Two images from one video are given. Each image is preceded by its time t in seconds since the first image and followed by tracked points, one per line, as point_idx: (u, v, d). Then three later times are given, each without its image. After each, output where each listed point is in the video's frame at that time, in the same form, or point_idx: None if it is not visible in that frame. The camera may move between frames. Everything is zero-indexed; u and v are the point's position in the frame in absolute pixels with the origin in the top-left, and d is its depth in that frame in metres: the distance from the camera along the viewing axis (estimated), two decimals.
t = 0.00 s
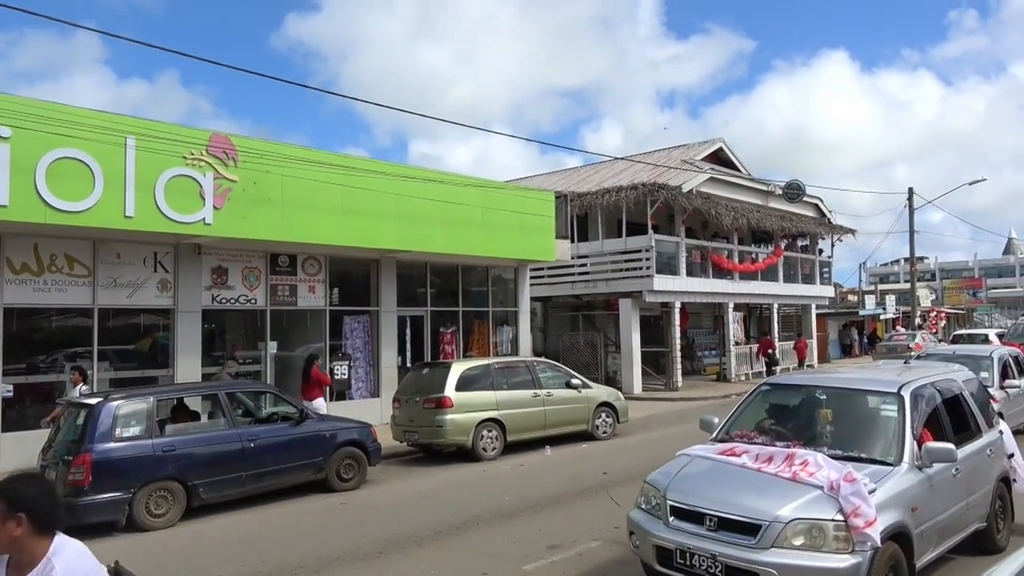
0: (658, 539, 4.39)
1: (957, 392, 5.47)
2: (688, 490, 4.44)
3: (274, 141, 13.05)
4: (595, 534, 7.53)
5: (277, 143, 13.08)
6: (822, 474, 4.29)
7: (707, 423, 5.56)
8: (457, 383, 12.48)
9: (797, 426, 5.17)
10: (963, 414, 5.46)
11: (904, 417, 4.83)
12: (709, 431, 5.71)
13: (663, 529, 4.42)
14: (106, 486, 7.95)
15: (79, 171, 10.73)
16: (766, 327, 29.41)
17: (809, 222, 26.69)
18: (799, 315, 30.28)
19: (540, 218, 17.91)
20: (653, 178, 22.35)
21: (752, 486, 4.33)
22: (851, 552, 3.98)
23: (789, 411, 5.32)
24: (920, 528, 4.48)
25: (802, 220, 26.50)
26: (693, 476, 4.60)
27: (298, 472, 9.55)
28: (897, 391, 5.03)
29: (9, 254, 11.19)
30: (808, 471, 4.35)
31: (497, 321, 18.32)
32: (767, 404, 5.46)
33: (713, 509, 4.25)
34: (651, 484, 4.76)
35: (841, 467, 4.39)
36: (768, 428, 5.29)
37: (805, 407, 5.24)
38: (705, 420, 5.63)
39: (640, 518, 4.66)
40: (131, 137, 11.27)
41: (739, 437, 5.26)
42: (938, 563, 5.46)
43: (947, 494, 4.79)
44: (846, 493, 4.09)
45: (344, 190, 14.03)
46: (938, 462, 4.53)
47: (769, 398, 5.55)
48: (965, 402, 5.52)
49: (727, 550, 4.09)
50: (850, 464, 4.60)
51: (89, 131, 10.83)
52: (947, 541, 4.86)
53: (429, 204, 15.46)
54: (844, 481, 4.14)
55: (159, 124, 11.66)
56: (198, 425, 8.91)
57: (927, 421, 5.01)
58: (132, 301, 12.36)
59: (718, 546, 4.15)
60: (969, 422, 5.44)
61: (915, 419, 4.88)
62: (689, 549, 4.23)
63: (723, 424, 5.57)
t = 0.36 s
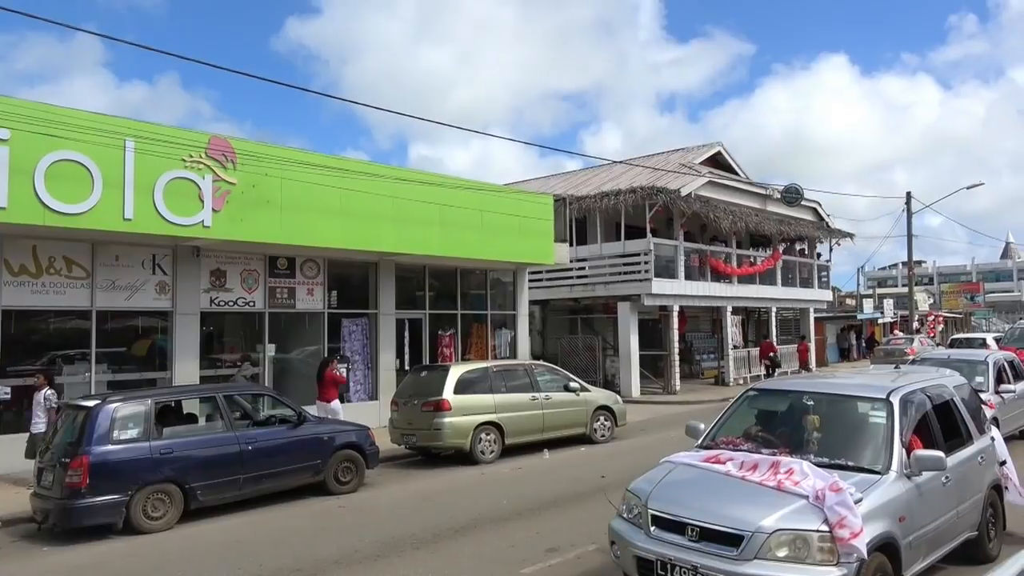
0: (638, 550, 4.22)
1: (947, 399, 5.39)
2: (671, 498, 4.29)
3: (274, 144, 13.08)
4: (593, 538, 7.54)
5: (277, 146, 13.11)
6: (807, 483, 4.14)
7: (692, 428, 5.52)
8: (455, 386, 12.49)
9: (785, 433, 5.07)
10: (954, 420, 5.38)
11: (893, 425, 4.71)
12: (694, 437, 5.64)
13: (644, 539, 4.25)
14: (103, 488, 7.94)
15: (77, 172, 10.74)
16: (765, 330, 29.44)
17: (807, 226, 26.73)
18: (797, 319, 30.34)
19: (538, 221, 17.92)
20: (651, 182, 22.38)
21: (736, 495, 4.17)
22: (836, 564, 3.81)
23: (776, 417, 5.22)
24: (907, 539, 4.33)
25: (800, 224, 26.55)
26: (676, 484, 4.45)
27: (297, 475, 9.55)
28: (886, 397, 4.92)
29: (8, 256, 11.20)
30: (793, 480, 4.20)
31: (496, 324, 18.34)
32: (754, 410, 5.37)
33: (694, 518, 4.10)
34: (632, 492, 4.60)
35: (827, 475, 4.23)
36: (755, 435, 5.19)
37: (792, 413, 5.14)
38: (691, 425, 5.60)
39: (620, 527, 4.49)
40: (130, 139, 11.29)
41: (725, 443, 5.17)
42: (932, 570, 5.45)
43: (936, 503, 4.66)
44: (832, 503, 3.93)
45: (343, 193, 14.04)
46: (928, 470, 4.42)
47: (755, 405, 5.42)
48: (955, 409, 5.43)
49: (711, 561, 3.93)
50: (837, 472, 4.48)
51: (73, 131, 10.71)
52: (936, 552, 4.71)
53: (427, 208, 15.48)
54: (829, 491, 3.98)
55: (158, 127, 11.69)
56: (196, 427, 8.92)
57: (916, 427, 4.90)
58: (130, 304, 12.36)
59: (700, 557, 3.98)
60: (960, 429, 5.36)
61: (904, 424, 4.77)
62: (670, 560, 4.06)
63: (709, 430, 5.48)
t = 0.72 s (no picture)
0: (609, 559, 4.17)
1: (927, 403, 5.38)
2: (643, 507, 4.23)
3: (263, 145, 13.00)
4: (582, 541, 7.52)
5: (266, 148, 13.03)
6: (782, 491, 4.10)
7: (667, 434, 5.50)
8: (445, 389, 12.45)
9: (761, 438, 5.03)
10: (934, 425, 5.37)
11: (871, 430, 4.67)
12: (671, 442, 5.58)
13: (615, 548, 4.20)
14: (89, 492, 7.86)
15: (64, 173, 10.65)
16: (753, 333, 29.54)
17: (796, 229, 26.84)
18: (786, 321, 30.47)
19: (529, 223, 17.91)
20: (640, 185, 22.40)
21: (709, 503, 4.13)
22: (810, 574, 3.75)
23: (753, 423, 5.18)
24: (886, 547, 4.26)
25: (789, 227, 26.65)
26: (649, 492, 4.40)
27: (285, 478, 9.49)
28: (864, 402, 4.89)
29: None
30: (767, 487, 4.16)
31: (486, 326, 18.30)
32: (731, 414, 5.33)
33: (666, 527, 4.04)
34: (605, 499, 4.54)
35: (802, 482, 4.20)
36: (731, 440, 5.15)
37: (769, 418, 5.10)
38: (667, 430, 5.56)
39: (591, 536, 4.43)
40: (118, 139, 11.21)
41: (700, 449, 5.12)
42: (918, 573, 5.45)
43: (915, 510, 4.62)
44: (806, 511, 3.89)
45: (332, 195, 13.98)
46: (906, 476, 4.36)
47: (732, 409, 5.39)
48: (935, 413, 5.42)
49: (682, 572, 3.86)
50: (814, 479, 4.42)
51: (59, 132, 10.62)
52: (916, 560, 4.66)
53: (417, 210, 15.43)
54: (804, 498, 3.95)
55: (147, 128, 11.61)
56: (184, 430, 8.84)
57: (895, 432, 4.87)
58: (118, 305, 12.27)
59: (671, 567, 3.92)
60: (939, 433, 5.35)
61: (882, 430, 4.74)
62: (641, 570, 4.00)
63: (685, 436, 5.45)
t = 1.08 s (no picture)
0: (536, 571, 4.10)
1: (859, 408, 5.53)
2: (572, 516, 4.15)
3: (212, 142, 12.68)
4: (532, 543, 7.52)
5: (215, 145, 12.72)
6: (712, 498, 4.09)
7: (602, 438, 5.54)
8: (396, 392, 12.33)
9: (695, 443, 5.06)
10: (865, 429, 5.52)
11: (802, 436, 4.75)
12: (606, 447, 5.59)
13: (543, 560, 4.12)
14: (22, 499, 7.52)
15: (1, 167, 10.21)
16: (703, 336, 30.05)
17: (745, 234, 27.40)
18: (734, 324, 31.09)
19: (483, 225, 17.87)
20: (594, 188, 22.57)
21: (639, 511, 4.08)
22: None
23: (685, 428, 5.22)
24: (814, 554, 4.33)
25: (737, 232, 27.19)
26: (578, 500, 4.34)
27: (230, 482, 9.26)
28: (797, 406, 4.97)
29: None
30: (698, 494, 4.16)
31: (438, 328, 18.20)
32: (665, 419, 5.37)
33: (594, 537, 3.96)
34: (535, 508, 4.48)
35: (732, 489, 4.19)
36: (664, 445, 5.18)
37: (702, 423, 5.14)
38: (602, 435, 5.62)
39: (521, 547, 4.36)
40: (59, 134, 10.81)
41: (634, 455, 5.13)
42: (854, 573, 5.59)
43: (844, 515, 4.72)
44: (735, 520, 3.87)
45: (283, 194, 13.70)
46: (835, 482, 4.45)
47: (666, 414, 5.43)
48: (866, 417, 5.58)
49: None
50: (747, 485, 4.46)
51: None
52: (844, 565, 4.75)
53: (370, 210, 15.25)
54: (733, 506, 3.94)
55: (90, 122, 11.22)
56: (125, 433, 8.55)
57: (826, 436, 4.98)
58: (57, 305, 11.82)
59: None
60: (870, 437, 5.50)
61: (813, 435, 4.83)
62: None
63: (618, 440, 5.48)
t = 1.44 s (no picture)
0: None
1: (751, 419, 5.78)
2: (462, 537, 3.97)
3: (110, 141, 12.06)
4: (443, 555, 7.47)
5: (114, 144, 12.10)
6: (604, 515, 4.04)
7: (498, 453, 5.50)
8: (305, 404, 12.01)
9: (591, 457, 5.03)
10: (757, 440, 5.76)
11: (695, 449, 4.81)
12: (503, 462, 5.50)
13: None
14: None
15: None
16: (613, 347, 30.74)
17: (654, 248, 28.23)
18: (643, 336, 31.95)
19: (396, 235, 17.69)
20: (509, 200, 22.76)
21: (532, 529, 3.97)
22: None
23: (582, 442, 5.17)
24: (707, 567, 4.40)
25: (647, 246, 27.99)
26: (469, 520, 4.17)
27: (126, 503, 8.76)
28: (690, 419, 5.05)
29: None
30: (591, 512, 4.09)
31: (350, 339, 17.87)
32: (562, 433, 5.33)
33: (483, 560, 3.80)
34: (424, 530, 4.26)
35: (624, 505, 4.17)
36: (559, 460, 5.13)
37: (598, 437, 5.11)
38: (499, 449, 5.58)
39: (407, 571, 4.14)
40: None
41: (529, 471, 5.05)
42: None
43: (734, 528, 4.81)
44: (626, 537, 3.83)
45: (186, 198, 13.15)
46: (726, 495, 4.52)
47: (563, 427, 5.39)
48: (758, 428, 5.83)
49: None
50: (642, 500, 4.46)
51: None
52: None
53: (279, 217, 14.84)
54: (625, 524, 3.89)
55: None
56: (9, 452, 7.96)
57: (718, 448, 5.07)
58: None
59: None
60: (761, 449, 5.74)
61: (706, 447, 4.90)
62: None
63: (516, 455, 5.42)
